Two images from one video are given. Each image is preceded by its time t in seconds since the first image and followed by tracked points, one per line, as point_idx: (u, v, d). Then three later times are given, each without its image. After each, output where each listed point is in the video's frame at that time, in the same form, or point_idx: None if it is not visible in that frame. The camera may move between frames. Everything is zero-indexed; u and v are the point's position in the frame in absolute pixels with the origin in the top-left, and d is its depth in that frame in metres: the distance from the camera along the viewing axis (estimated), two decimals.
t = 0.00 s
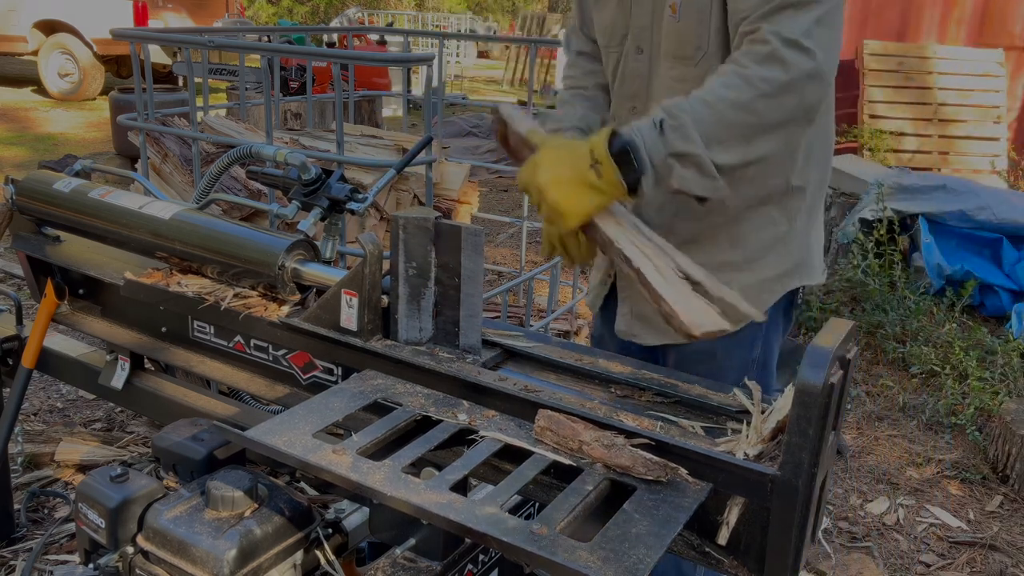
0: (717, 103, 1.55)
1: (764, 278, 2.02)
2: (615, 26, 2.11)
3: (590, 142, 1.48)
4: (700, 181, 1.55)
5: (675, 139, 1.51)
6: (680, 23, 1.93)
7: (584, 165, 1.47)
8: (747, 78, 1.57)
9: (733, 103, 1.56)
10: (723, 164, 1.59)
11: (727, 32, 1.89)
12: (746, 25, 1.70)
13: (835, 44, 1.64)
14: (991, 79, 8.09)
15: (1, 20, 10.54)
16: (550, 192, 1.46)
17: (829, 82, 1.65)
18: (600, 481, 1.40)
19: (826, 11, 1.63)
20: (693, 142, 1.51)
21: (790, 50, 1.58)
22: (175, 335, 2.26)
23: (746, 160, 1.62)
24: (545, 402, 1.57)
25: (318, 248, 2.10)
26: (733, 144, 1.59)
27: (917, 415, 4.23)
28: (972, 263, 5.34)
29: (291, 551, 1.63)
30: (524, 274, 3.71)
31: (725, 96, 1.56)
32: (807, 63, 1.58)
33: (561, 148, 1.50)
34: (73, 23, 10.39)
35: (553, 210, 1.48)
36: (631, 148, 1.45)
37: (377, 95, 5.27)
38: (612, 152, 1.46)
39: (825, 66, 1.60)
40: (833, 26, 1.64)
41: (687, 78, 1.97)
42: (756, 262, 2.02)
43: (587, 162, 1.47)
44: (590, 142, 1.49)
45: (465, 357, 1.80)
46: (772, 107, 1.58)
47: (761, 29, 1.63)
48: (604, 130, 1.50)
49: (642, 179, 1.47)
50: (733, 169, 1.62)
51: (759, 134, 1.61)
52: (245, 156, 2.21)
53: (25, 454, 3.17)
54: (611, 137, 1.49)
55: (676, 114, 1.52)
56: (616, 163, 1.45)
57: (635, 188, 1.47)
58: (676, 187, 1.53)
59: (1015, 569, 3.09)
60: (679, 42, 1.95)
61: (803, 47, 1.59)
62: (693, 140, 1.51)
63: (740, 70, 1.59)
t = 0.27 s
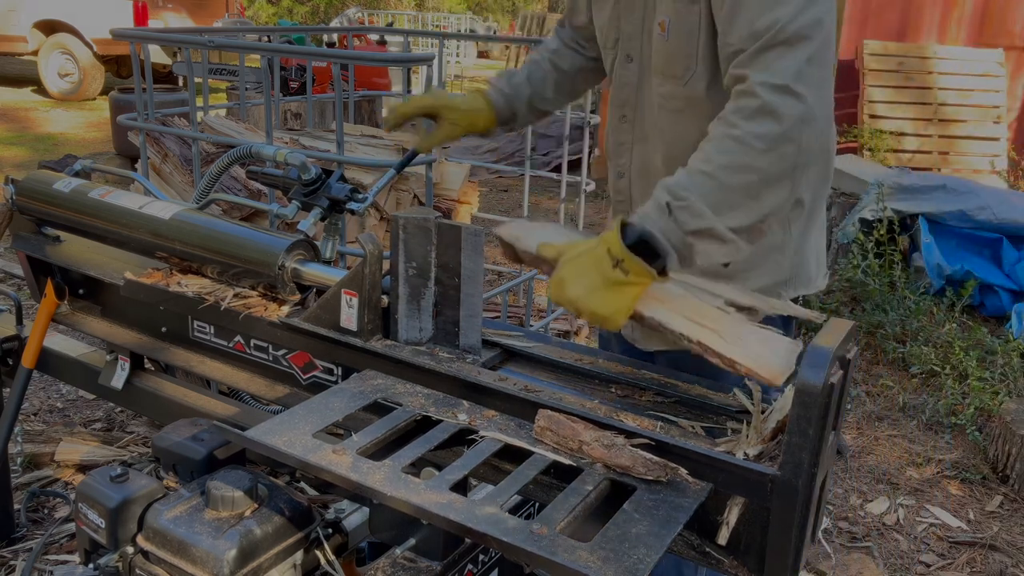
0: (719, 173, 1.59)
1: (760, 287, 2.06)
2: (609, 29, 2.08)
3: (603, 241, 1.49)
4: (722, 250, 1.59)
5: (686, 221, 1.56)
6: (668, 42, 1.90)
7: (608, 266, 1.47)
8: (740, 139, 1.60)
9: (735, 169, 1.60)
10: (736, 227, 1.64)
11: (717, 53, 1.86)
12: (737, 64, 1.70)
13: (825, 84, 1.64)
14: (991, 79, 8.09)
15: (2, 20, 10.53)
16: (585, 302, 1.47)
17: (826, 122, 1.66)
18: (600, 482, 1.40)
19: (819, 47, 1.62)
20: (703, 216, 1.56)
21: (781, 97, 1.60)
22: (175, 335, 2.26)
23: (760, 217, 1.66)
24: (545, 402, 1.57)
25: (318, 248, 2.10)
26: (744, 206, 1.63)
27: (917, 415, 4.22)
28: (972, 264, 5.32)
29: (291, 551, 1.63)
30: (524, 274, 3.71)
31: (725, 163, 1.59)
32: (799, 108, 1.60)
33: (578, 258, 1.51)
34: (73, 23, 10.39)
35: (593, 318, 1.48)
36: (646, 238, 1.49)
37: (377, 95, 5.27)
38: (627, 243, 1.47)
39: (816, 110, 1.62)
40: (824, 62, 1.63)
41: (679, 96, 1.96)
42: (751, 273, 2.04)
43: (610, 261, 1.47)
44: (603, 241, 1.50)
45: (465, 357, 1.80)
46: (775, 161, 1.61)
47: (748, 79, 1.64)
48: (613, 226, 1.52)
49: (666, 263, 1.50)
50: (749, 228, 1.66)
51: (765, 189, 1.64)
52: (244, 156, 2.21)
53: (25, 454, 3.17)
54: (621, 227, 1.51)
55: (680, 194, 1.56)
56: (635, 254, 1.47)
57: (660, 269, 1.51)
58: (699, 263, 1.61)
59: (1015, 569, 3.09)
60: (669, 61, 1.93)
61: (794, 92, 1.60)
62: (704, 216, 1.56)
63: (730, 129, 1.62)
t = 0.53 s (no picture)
0: (678, 219, 1.58)
1: (757, 294, 2.07)
2: (603, 28, 2.08)
3: (577, 293, 1.59)
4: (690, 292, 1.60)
5: (652, 267, 1.56)
6: (661, 58, 1.91)
7: (584, 318, 1.57)
8: (694, 182, 1.58)
9: (693, 212, 1.58)
10: (704, 267, 1.61)
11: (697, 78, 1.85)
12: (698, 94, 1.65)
13: (784, 118, 1.60)
14: (991, 79, 8.09)
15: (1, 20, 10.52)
16: (568, 356, 1.56)
17: (783, 156, 1.62)
18: (600, 481, 1.40)
19: (777, 81, 1.57)
20: (667, 260, 1.57)
21: (734, 135, 1.57)
22: (175, 335, 2.26)
23: (728, 254, 1.63)
24: (545, 402, 1.57)
25: (318, 248, 2.10)
26: (709, 245, 1.61)
27: (917, 415, 4.22)
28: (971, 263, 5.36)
29: (291, 551, 1.63)
30: (524, 274, 3.70)
31: (684, 207, 1.58)
32: (749, 145, 1.58)
33: (556, 313, 1.61)
34: (73, 23, 10.39)
35: (580, 369, 1.57)
36: (616, 286, 1.56)
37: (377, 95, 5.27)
38: (599, 294, 1.57)
39: (766, 146, 1.59)
40: (783, 96, 1.58)
41: (670, 109, 1.96)
42: (749, 279, 2.06)
43: (586, 313, 1.57)
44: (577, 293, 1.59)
45: (465, 357, 1.80)
46: (731, 200, 1.59)
47: (704, 116, 1.61)
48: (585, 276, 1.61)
49: (640, 307, 1.58)
50: (720, 264, 1.64)
51: (729, 225, 1.61)
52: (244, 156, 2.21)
53: (25, 454, 3.17)
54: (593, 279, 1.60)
55: (643, 243, 1.57)
56: (608, 303, 1.56)
57: (636, 313, 1.59)
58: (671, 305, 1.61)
59: (1015, 569, 3.09)
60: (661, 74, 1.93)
61: (747, 129, 1.57)
62: (668, 261, 1.57)
63: (684, 174, 1.59)
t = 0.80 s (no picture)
0: (678, 234, 1.57)
1: (757, 298, 2.07)
2: (599, 29, 2.07)
3: (583, 313, 1.60)
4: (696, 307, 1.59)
5: (656, 285, 1.56)
6: (658, 63, 1.90)
7: (591, 337, 1.58)
8: (693, 198, 1.57)
9: (693, 227, 1.57)
10: (707, 281, 1.59)
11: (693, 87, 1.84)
12: (697, 107, 1.62)
13: (785, 130, 1.58)
14: (991, 79, 8.09)
15: (2, 20, 10.52)
16: (577, 375, 1.58)
17: (785, 167, 1.60)
18: (600, 481, 1.40)
19: (777, 93, 1.55)
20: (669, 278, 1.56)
21: (733, 149, 1.55)
22: (175, 335, 2.26)
23: (731, 266, 1.62)
24: (545, 402, 1.57)
25: (318, 248, 2.10)
26: (711, 259, 1.60)
27: (917, 415, 4.22)
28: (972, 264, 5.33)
29: (291, 551, 1.63)
30: (525, 274, 3.70)
31: (684, 223, 1.57)
32: (749, 159, 1.56)
33: (565, 334, 1.62)
34: (73, 23, 10.39)
35: (589, 389, 1.58)
36: (621, 304, 1.57)
37: (376, 95, 5.26)
38: (604, 313, 1.58)
39: (767, 158, 1.57)
40: (783, 108, 1.56)
41: (667, 114, 1.96)
42: (750, 283, 2.06)
43: (592, 332, 1.58)
44: (583, 313, 1.61)
45: (465, 357, 1.80)
46: (732, 214, 1.58)
47: (703, 130, 1.58)
48: (589, 295, 1.63)
49: (647, 324, 1.58)
50: (723, 277, 1.62)
51: (731, 238, 1.60)
52: (244, 156, 2.21)
53: (25, 454, 3.17)
54: (599, 298, 1.62)
55: (646, 260, 1.57)
56: (614, 321, 1.57)
57: (644, 331, 1.60)
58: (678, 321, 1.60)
59: (1015, 569, 3.08)
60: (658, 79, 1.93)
61: (747, 142, 1.55)
62: (672, 277, 1.56)
63: (683, 189, 1.58)
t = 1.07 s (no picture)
0: (681, 235, 1.57)
1: (760, 299, 2.07)
2: (601, 28, 2.06)
3: (583, 313, 1.60)
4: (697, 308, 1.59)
5: (658, 285, 1.56)
6: (661, 63, 1.90)
7: (591, 337, 1.58)
8: (696, 198, 1.57)
9: (697, 227, 1.57)
10: (709, 281, 1.60)
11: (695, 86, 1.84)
12: (701, 107, 1.62)
13: (789, 132, 1.58)
14: (991, 79, 8.10)
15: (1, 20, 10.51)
16: (577, 375, 1.57)
17: (788, 168, 1.61)
18: (600, 482, 1.40)
19: (782, 95, 1.55)
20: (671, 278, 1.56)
21: (738, 150, 1.55)
22: (175, 335, 2.26)
23: (732, 267, 1.62)
24: (545, 402, 1.57)
25: (318, 248, 2.10)
26: (713, 260, 1.60)
27: (917, 415, 4.22)
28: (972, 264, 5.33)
29: (291, 551, 1.63)
30: (525, 274, 3.70)
31: (687, 224, 1.57)
32: (753, 160, 1.56)
33: (564, 334, 1.62)
34: (73, 23, 10.38)
35: (589, 389, 1.57)
36: (621, 304, 1.57)
37: (377, 95, 5.26)
38: (605, 313, 1.58)
39: (771, 159, 1.57)
40: (788, 110, 1.56)
41: (670, 114, 1.96)
42: (753, 285, 2.06)
43: (593, 332, 1.58)
44: (583, 313, 1.61)
45: (465, 357, 1.80)
46: (735, 215, 1.58)
47: (707, 131, 1.58)
48: (589, 295, 1.63)
49: (647, 324, 1.58)
50: (724, 278, 1.62)
51: (734, 239, 1.60)
52: (244, 156, 2.21)
53: (25, 454, 3.17)
54: (599, 298, 1.62)
55: (648, 260, 1.57)
56: (614, 321, 1.57)
57: (644, 331, 1.59)
58: (679, 322, 1.60)
59: (1015, 569, 3.09)
60: (662, 80, 1.93)
61: (752, 144, 1.55)
62: (674, 277, 1.56)
63: (686, 190, 1.58)
